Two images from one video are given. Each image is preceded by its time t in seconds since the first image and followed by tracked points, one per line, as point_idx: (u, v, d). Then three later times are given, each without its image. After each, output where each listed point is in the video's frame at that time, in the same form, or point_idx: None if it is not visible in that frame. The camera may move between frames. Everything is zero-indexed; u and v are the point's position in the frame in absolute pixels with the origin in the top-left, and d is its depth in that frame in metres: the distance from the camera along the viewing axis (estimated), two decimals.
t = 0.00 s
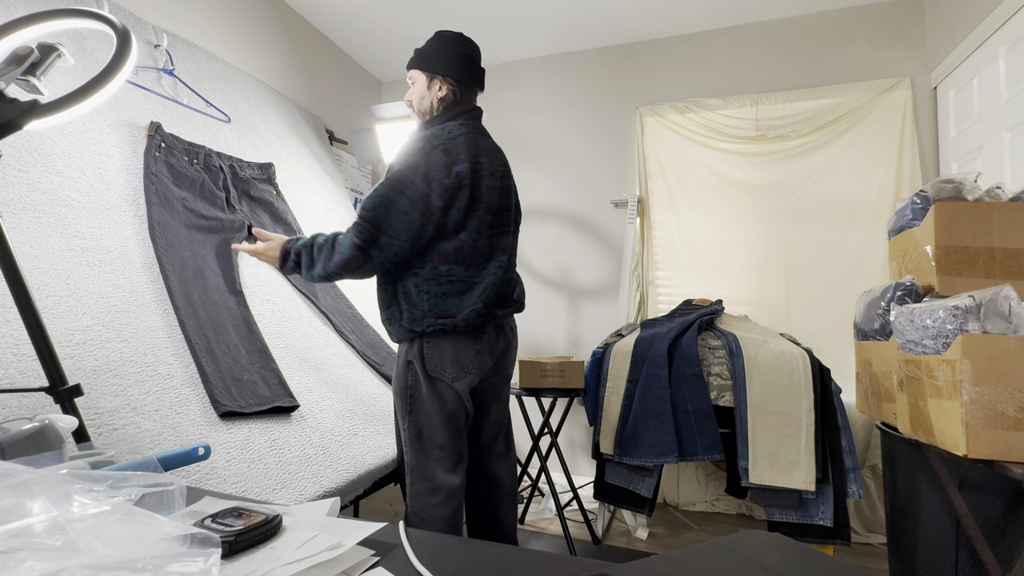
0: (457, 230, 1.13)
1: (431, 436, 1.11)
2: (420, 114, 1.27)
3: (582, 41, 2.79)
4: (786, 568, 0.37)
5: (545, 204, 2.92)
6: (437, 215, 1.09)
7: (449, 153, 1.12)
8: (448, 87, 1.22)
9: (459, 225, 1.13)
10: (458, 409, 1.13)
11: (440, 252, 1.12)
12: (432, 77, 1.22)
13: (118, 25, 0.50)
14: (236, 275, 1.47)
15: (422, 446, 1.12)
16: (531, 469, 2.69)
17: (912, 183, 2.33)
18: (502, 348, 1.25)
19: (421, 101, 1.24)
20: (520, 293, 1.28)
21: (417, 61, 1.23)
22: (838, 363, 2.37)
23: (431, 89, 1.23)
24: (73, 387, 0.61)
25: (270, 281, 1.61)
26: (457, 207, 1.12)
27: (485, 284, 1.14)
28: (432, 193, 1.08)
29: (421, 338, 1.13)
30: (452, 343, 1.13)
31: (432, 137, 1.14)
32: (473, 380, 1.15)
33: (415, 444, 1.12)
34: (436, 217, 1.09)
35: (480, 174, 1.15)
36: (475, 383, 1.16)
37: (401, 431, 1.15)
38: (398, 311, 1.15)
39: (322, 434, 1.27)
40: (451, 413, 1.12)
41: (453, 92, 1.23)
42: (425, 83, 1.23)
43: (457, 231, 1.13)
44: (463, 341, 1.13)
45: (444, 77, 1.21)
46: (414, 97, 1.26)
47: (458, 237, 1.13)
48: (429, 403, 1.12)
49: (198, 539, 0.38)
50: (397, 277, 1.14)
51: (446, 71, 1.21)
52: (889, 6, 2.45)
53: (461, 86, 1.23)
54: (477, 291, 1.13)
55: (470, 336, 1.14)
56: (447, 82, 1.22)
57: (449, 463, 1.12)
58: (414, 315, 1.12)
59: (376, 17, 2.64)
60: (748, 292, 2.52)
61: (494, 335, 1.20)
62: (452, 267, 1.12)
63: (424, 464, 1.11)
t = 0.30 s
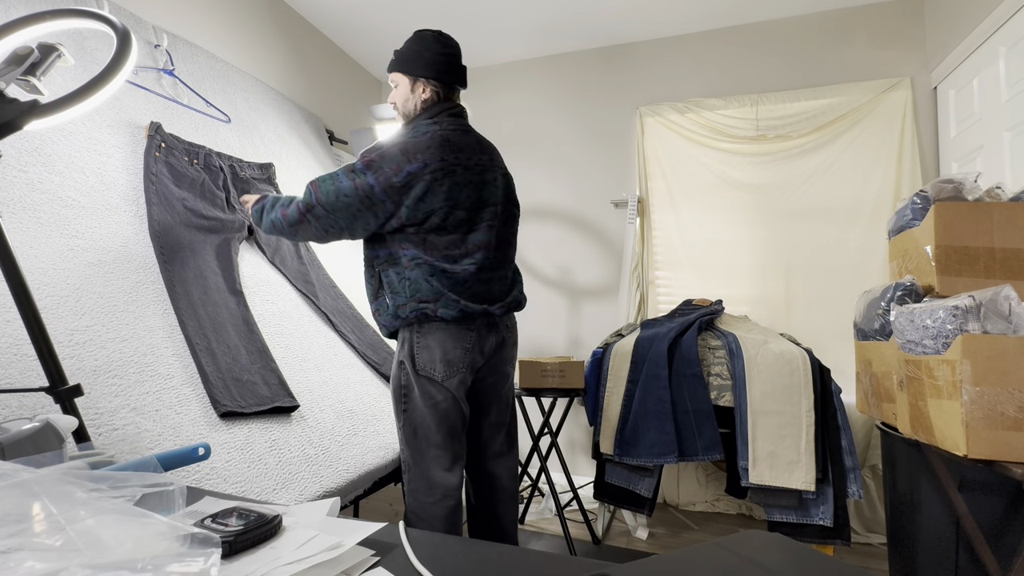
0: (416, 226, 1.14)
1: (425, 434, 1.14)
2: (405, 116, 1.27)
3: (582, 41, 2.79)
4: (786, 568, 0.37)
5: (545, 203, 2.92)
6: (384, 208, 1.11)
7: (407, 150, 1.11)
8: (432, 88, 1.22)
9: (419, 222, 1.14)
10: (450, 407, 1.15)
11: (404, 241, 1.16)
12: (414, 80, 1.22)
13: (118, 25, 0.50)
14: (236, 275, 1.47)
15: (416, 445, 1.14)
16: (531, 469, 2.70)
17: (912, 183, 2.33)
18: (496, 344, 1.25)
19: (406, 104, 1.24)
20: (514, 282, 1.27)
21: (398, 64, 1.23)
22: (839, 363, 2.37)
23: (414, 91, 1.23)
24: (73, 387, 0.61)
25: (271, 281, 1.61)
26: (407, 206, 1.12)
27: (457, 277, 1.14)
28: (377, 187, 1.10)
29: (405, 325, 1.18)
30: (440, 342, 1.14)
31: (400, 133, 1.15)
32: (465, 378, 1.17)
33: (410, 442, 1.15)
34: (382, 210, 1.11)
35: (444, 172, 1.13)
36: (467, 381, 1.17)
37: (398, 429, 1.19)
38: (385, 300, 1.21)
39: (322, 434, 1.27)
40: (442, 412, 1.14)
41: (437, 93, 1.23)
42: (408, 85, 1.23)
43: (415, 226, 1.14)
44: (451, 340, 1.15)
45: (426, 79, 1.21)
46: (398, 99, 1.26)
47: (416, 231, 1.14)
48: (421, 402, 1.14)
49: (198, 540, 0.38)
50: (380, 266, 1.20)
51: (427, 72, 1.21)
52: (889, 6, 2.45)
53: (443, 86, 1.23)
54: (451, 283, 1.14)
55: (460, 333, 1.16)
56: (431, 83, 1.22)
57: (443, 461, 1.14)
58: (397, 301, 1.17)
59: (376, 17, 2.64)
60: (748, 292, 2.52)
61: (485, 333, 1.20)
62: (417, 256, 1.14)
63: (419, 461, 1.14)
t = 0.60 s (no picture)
0: (393, 226, 1.15)
1: (420, 434, 1.15)
2: (387, 116, 1.28)
3: (582, 41, 2.79)
4: (784, 567, 0.37)
5: (545, 204, 2.92)
6: (363, 211, 1.15)
7: (380, 155, 1.12)
8: (411, 90, 1.22)
9: (396, 224, 1.15)
10: (442, 407, 1.15)
11: (386, 237, 1.17)
12: (392, 81, 1.22)
13: (118, 25, 0.50)
14: (235, 275, 1.47)
15: (411, 445, 1.15)
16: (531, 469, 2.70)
17: (912, 183, 2.34)
18: (489, 342, 1.24)
19: (387, 106, 1.24)
20: (506, 275, 1.25)
21: (374, 65, 1.21)
22: (838, 363, 2.37)
23: (394, 93, 1.23)
24: (74, 387, 0.61)
25: (271, 281, 1.61)
26: (382, 210, 1.13)
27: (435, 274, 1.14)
28: (353, 192, 1.13)
29: (396, 323, 1.19)
30: (430, 343, 1.15)
31: (378, 136, 1.15)
32: (457, 378, 1.16)
33: (405, 442, 1.16)
34: (362, 213, 1.15)
35: (416, 174, 1.13)
36: (459, 380, 1.17)
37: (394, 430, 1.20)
38: (379, 296, 1.22)
39: (322, 434, 1.27)
40: (435, 412, 1.14)
41: (416, 93, 1.23)
42: (387, 87, 1.22)
43: (393, 227, 1.15)
44: (441, 340, 1.15)
45: (404, 80, 1.20)
46: (378, 100, 1.26)
47: (394, 230, 1.16)
48: (413, 402, 1.15)
49: (198, 539, 0.39)
50: (376, 263, 1.22)
51: (403, 73, 1.19)
52: (890, 6, 2.45)
53: (421, 83, 1.22)
54: (432, 280, 1.15)
55: (451, 333, 1.16)
56: (409, 84, 1.22)
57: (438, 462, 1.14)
58: (390, 296, 1.18)
59: (376, 16, 2.64)
60: (748, 292, 2.52)
61: (475, 333, 1.20)
62: (398, 251, 1.16)
63: (415, 462, 1.15)
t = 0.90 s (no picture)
0: (390, 227, 1.15)
1: (419, 434, 1.15)
2: (383, 116, 1.28)
3: (582, 41, 2.79)
4: (785, 567, 0.37)
5: (545, 204, 2.93)
6: (360, 212, 1.15)
7: (375, 155, 1.12)
8: (406, 89, 1.22)
9: (393, 224, 1.14)
10: (441, 408, 1.15)
11: (384, 239, 1.17)
12: (387, 80, 1.22)
13: (118, 25, 0.50)
14: (235, 275, 1.47)
15: (410, 446, 1.15)
16: (531, 469, 2.70)
17: (912, 183, 2.33)
18: (487, 342, 1.24)
19: (382, 106, 1.24)
20: (504, 275, 1.25)
21: (369, 65, 1.21)
22: (838, 363, 2.37)
23: (388, 92, 1.23)
24: (74, 387, 0.61)
25: (271, 281, 1.61)
26: (378, 210, 1.13)
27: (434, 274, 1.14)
28: (349, 193, 1.13)
29: (393, 323, 1.19)
30: (428, 343, 1.15)
31: (373, 136, 1.15)
32: (455, 379, 1.17)
33: (404, 443, 1.16)
34: (359, 213, 1.15)
35: (412, 174, 1.12)
36: (457, 380, 1.17)
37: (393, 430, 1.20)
38: (376, 297, 1.22)
39: (322, 434, 1.27)
40: (434, 413, 1.14)
41: (411, 93, 1.22)
42: (382, 87, 1.22)
43: (389, 228, 1.15)
44: (439, 341, 1.15)
45: (398, 79, 1.20)
46: (374, 100, 1.26)
47: (391, 231, 1.16)
48: (412, 402, 1.15)
49: (198, 540, 0.39)
50: (375, 265, 1.22)
51: (398, 72, 1.19)
52: (890, 6, 2.45)
53: (416, 82, 1.22)
54: (429, 281, 1.14)
55: (449, 334, 1.16)
56: (404, 83, 1.21)
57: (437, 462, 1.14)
58: (388, 298, 1.18)
59: (376, 16, 2.63)
60: (748, 292, 2.52)
61: (473, 333, 1.20)
62: (396, 252, 1.16)
63: (413, 463, 1.15)
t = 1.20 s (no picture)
0: (391, 224, 1.15)
1: (419, 435, 1.15)
2: (380, 116, 1.27)
3: (582, 41, 2.79)
4: (785, 568, 0.37)
5: (545, 203, 2.93)
6: (361, 210, 1.15)
7: (375, 153, 1.12)
8: (402, 89, 1.22)
9: (395, 222, 1.14)
10: (442, 409, 1.15)
11: (385, 237, 1.17)
12: (383, 81, 1.21)
13: (118, 25, 0.50)
14: (236, 275, 1.47)
15: (410, 446, 1.15)
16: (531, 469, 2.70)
17: (912, 183, 2.33)
18: (488, 342, 1.24)
19: (379, 106, 1.24)
20: (503, 265, 1.27)
21: (366, 65, 1.21)
22: (838, 363, 2.37)
23: (385, 93, 1.22)
24: (74, 387, 0.61)
25: (271, 281, 1.61)
26: (380, 208, 1.13)
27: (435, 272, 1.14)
28: (350, 191, 1.13)
29: (395, 323, 1.19)
30: (429, 343, 1.15)
31: (373, 134, 1.15)
32: (456, 379, 1.16)
33: (405, 443, 1.16)
34: (360, 211, 1.15)
35: (414, 171, 1.13)
36: (458, 381, 1.17)
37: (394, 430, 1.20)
38: (378, 296, 1.22)
39: (322, 434, 1.27)
40: (435, 413, 1.14)
41: (408, 93, 1.22)
42: (378, 87, 1.22)
43: (391, 225, 1.15)
44: (440, 341, 1.15)
45: (394, 79, 1.20)
46: (371, 100, 1.26)
47: (392, 228, 1.16)
48: (413, 402, 1.15)
49: (198, 539, 0.39)
50: (375, 265, 1.22)
51: (394, 72, 1.19)
52: (890, 6, 2.45)
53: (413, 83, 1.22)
54: (431, 279, 1.14)
55: (450, 334, 1.16)
56: (401, 84, 1.21)
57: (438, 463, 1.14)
58: (389, 297, 1.18)
59: (376, 16, 2.64)
60: (748, 292, 2.52)
61: (474, 332, 1.20)
62: (397, 250, 1.15)
63: (414, 464, 1.15)
